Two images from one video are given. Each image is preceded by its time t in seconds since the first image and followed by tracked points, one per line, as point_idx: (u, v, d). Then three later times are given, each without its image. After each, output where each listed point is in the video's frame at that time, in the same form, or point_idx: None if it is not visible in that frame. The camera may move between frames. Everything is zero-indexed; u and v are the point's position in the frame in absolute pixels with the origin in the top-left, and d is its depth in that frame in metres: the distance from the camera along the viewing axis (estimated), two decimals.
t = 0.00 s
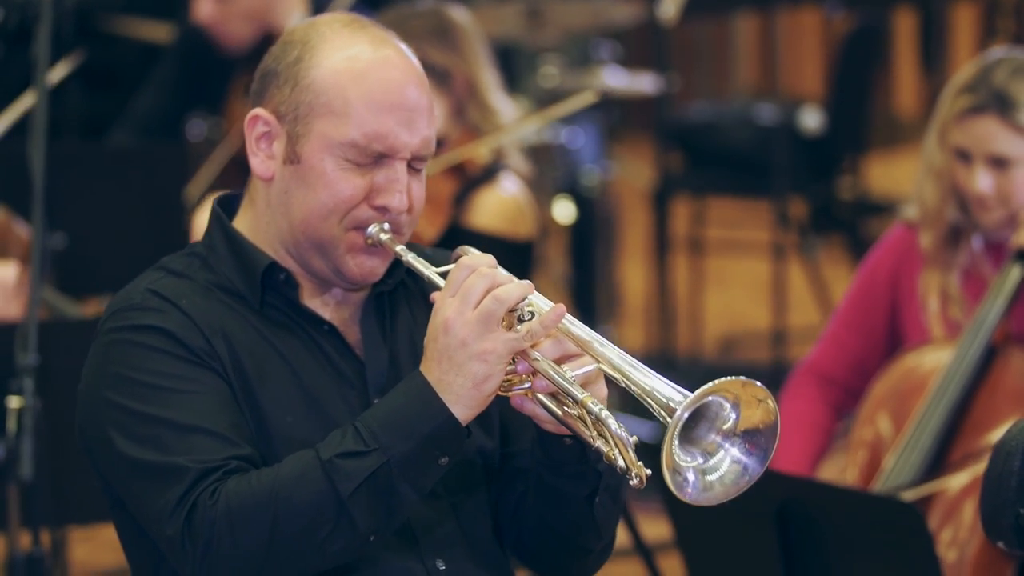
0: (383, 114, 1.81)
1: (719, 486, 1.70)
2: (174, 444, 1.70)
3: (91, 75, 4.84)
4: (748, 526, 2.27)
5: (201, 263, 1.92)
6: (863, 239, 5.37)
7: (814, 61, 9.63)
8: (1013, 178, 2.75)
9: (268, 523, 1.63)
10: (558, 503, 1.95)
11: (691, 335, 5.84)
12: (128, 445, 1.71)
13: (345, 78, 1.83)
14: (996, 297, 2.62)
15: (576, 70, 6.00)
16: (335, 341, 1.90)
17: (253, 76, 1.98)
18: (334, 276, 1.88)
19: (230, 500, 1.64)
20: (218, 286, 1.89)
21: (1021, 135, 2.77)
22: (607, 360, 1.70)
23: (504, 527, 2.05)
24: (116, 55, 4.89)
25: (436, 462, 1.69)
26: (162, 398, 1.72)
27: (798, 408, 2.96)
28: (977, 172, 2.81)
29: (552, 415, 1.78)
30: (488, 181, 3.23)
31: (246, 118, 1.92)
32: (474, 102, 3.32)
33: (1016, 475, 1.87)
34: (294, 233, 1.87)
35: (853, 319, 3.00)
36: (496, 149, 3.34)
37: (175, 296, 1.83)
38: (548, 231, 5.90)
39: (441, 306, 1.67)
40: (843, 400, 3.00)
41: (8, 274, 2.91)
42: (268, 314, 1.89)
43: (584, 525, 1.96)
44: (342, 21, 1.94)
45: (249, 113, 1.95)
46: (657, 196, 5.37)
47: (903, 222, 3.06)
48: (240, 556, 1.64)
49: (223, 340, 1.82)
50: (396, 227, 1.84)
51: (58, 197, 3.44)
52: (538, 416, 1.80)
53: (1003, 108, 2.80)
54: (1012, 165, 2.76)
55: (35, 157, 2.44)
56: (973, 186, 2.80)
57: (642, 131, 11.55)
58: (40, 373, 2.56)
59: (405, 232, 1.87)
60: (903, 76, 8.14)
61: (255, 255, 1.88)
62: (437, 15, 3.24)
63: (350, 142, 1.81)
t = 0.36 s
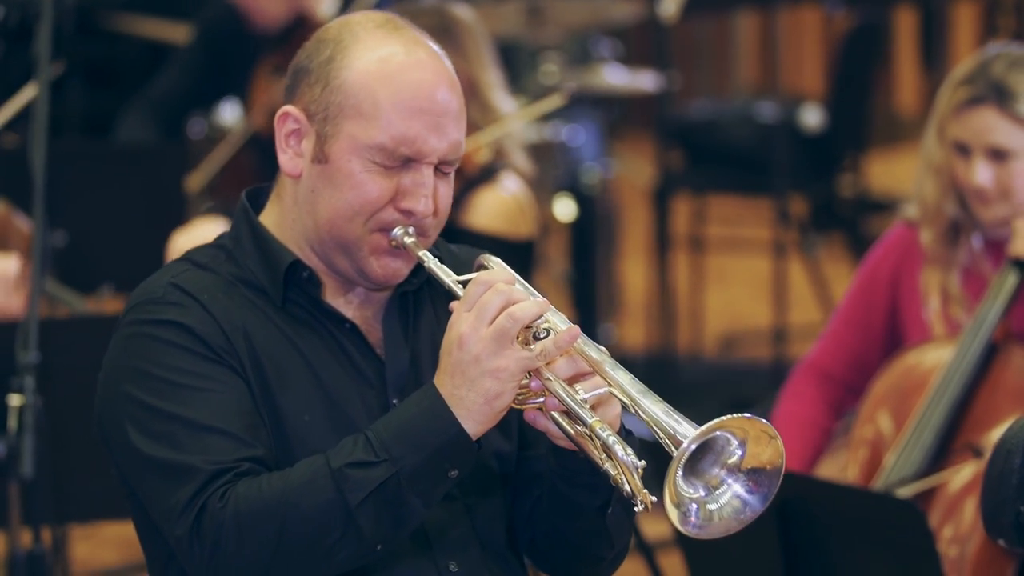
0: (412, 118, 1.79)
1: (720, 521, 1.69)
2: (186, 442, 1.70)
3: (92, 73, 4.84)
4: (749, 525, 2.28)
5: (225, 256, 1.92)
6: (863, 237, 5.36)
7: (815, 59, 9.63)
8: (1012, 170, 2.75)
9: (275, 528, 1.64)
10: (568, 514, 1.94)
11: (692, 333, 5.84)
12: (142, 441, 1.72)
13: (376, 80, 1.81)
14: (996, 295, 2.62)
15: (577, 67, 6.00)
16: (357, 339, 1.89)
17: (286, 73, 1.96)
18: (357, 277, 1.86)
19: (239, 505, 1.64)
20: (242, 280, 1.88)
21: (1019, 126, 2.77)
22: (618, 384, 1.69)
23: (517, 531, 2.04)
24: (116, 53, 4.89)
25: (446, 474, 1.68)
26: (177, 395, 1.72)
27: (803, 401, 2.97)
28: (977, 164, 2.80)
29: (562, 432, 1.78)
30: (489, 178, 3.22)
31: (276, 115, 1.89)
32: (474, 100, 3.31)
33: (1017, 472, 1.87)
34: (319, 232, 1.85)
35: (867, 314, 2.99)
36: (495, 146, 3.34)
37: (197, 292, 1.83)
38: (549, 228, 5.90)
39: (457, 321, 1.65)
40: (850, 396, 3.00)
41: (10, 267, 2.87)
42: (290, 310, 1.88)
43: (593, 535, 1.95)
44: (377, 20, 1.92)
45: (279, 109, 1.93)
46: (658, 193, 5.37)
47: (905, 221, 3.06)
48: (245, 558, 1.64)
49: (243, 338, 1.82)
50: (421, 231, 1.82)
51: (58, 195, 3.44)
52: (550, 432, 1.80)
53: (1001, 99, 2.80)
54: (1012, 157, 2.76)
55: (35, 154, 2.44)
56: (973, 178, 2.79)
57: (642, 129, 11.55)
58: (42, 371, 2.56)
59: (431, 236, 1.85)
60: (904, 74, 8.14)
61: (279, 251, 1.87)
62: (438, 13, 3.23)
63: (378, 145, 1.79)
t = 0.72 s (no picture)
0: (436, 121, 1.78)
1: (727, 551, 1.70)
2: (197, 439, 1.70)
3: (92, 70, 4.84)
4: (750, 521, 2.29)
5: (242, 249, 1.92)
6: (863, 234, 5.37)
7: (815, 56, 9.64)
8: (1010, 158, 2.76)
9: (284, 530, 1.64)
10: (575, 521, 1.95)
11: (692, 330, 5.84)
12: (154, 435, 1.72)
13: (401, 81, 1.80)
14: (997, 292, 2.63)
15: (577, 64, 6.00)
16: (371, 338, 1.89)
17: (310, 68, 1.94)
18: (374, 277, 1.86)
19: (248, 507, 1.64)
20: (258, 275, 1.88)
21: (1017, 113, 2.79)
22: (631, 405, 1.68)
23: (522, 535, 2.04)
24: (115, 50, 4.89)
25: (455, 486, 1.68)
26: (190, 391, 1.73)
27: (805, 395, 2.98)
28: (975, 153, 2.82)
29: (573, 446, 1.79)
30: (487, 174, 3.22)
31: (299, 111, 1.88)
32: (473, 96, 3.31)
33: (1016, 469, 1.88)
34: (337, 231, 1.85)
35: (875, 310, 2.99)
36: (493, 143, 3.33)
37: (213, 286, 1.83)
38: (549, 225, 5.90)
39: (473, 333, 1.64)
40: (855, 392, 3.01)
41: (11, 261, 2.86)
42: (306, 307, 1.88)
43: (598, 543, 1.96)
44: (404, 20, 1.90)
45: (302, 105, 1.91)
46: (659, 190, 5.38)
47: (903, 219, 3.06)
48: (252, 558, 1.65)
49: (258, 336, 1.82)
50: (439, 233, 1.82)
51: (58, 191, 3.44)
52: (561, 445, 1.81)
53: (997, 86, 2.82)
54: (1010, 145, 2.78)
55: (36, 153, 2.44)
56: (971, 168, 2.81)
57: (642, 126, 11.55)
58: (42, 369, 2.56)
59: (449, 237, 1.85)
60: (904, 71, 8.14)
61: (296, 248, 1.87)
62: (439, 10, 3.24)
63: (401, 147, 1.78)
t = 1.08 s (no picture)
0: (449, 132, 1.77)
1: None
2: (200, 445, 1.69)
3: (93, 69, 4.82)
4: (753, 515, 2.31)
5: (250, 245, 1.93)
6: (863, 232, 5.38)
7: (815, 54, 9.63)
8: (1011, 152, 2.77)
9: (288, 540, 1.64)
10: (573, 535, 1.95)
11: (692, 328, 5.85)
12: (157, 438, 1.71)
13: (416, 90, 1.79)
14: (996, 291, 2.63)
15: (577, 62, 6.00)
16: (376, 341, 1.89)
17: (325, 70, 1.94)
18: (381, 282, 1.86)
19: (251, 518, 1.64)
20: (265, 275, 1.88)
21: (1015, 107, 2.79)
22: (640, 439, 1.66)
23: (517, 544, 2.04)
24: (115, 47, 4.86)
25: (459, 506, 1.68)
26: (194, 395, 1.72)
27: (806, 394, 2.98)
28: (977, 147, 2.82)
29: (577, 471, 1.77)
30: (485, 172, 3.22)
31: (312, 114, 1.88)
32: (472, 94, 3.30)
33: (1017, 467, 1.89)
34: (348, 236, 1.85)
35: (876, 309, 3.00)
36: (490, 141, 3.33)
37: (220, 287, 1.83)
38: (549, 223, 5.90)
39: (483, 356, 1.63)
40: (854, 392, 3.01)
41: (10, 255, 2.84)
42: (313, 309, 1.88)
43: (593, 556, 1.97)
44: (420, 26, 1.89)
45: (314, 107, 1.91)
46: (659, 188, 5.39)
47: (903, 218, 3.06)
48: (253, 566, 1.65)
49: (264, 339, 1.81)
50: (449, 241, 1.82)
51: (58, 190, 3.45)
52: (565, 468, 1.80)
53: (997, 78, 2.81)
54: (1011, 139, 2.78)
55: (35, 151, 2.44)
56: (973, 162, 2.81)
57: (642, 125, 11.55)
58: (43, 367, 2.56)
59: (458, 244, 1.85)
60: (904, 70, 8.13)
61: (305, 250, 1.87)
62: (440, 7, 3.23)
63: (413, 156, 1.77)
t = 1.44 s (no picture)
0: (451, 140, 1.76)
1: None
2: (202, 448, 1.68)
3: (93, 66, 4.82)
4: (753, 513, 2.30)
5: (253, 244, 1.90)
6: (863, 230, 5.38)
7: (814, 52, 9.63)
8: (1013, 142, 2.79)
9: (290, 548, 1.63)
10: (570, 540, 1.93)
11: (692, 325, 5.85)
12: (158, 440, 1.70)
13: (418, 96, 1.77)
14: (996, 287, 2.63)
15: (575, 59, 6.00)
16: (378, 342, 1.88)
17: (324, 68, 1.92)
18: (377, 288, 1.86)
19: (251, 527, 1.63)
20: (266, 274, 1.87)
21: (1016, 93, 2.82)
22: (647, 455, 1.64)
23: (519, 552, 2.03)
24: (115, 45, 4.83)
25: (461, 520, 1.66)
26: (195, 397, 1.70)
27: (806, 395, 2.98)
28: (980, 137, 2.83)
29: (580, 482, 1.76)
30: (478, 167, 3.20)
31: (312, 116, 1.85)
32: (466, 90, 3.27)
33: (1016, 464, 1.90)
34: (346, 240, 1.84)
35: (878, 309, 2.99)
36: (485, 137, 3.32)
37: (223, 287, 1.81)
38: (547, 220, 5.90)
39: (486, 372, 1.60)
40: (855, 392, 3.00)
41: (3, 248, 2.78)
42: (316, 310, 1.86)
43: (591, 562, 1.94)
44: (422, 29, 1.85)
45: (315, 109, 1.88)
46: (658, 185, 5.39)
47: (900, 218, 3.06)
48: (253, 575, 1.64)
49: (265, 340, 1.80)
50: (447, 246, 1.81)
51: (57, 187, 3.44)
52: (568, 480, 1.78)
53: (999, 67, 2.84)
54: (1014, 129, 2.80)
55: (35, 149, 2.43)
56: (976, 151, 2.82)
57: (642, 122, 11.56)
58: (42, 363, 2.56)
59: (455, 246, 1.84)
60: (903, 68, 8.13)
61: (309, 253, 1.85)
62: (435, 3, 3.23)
63: (414, 163, 1.76)
